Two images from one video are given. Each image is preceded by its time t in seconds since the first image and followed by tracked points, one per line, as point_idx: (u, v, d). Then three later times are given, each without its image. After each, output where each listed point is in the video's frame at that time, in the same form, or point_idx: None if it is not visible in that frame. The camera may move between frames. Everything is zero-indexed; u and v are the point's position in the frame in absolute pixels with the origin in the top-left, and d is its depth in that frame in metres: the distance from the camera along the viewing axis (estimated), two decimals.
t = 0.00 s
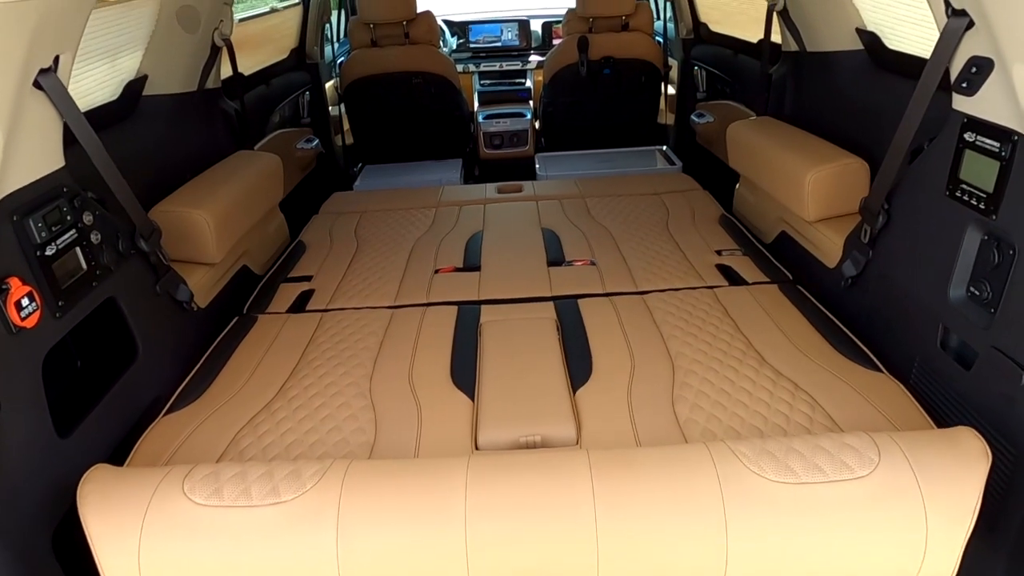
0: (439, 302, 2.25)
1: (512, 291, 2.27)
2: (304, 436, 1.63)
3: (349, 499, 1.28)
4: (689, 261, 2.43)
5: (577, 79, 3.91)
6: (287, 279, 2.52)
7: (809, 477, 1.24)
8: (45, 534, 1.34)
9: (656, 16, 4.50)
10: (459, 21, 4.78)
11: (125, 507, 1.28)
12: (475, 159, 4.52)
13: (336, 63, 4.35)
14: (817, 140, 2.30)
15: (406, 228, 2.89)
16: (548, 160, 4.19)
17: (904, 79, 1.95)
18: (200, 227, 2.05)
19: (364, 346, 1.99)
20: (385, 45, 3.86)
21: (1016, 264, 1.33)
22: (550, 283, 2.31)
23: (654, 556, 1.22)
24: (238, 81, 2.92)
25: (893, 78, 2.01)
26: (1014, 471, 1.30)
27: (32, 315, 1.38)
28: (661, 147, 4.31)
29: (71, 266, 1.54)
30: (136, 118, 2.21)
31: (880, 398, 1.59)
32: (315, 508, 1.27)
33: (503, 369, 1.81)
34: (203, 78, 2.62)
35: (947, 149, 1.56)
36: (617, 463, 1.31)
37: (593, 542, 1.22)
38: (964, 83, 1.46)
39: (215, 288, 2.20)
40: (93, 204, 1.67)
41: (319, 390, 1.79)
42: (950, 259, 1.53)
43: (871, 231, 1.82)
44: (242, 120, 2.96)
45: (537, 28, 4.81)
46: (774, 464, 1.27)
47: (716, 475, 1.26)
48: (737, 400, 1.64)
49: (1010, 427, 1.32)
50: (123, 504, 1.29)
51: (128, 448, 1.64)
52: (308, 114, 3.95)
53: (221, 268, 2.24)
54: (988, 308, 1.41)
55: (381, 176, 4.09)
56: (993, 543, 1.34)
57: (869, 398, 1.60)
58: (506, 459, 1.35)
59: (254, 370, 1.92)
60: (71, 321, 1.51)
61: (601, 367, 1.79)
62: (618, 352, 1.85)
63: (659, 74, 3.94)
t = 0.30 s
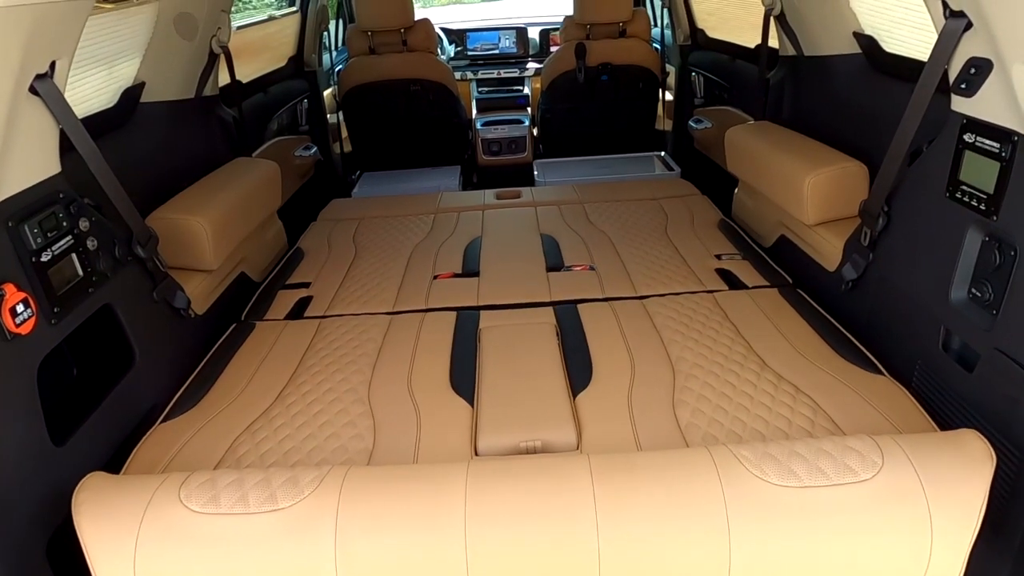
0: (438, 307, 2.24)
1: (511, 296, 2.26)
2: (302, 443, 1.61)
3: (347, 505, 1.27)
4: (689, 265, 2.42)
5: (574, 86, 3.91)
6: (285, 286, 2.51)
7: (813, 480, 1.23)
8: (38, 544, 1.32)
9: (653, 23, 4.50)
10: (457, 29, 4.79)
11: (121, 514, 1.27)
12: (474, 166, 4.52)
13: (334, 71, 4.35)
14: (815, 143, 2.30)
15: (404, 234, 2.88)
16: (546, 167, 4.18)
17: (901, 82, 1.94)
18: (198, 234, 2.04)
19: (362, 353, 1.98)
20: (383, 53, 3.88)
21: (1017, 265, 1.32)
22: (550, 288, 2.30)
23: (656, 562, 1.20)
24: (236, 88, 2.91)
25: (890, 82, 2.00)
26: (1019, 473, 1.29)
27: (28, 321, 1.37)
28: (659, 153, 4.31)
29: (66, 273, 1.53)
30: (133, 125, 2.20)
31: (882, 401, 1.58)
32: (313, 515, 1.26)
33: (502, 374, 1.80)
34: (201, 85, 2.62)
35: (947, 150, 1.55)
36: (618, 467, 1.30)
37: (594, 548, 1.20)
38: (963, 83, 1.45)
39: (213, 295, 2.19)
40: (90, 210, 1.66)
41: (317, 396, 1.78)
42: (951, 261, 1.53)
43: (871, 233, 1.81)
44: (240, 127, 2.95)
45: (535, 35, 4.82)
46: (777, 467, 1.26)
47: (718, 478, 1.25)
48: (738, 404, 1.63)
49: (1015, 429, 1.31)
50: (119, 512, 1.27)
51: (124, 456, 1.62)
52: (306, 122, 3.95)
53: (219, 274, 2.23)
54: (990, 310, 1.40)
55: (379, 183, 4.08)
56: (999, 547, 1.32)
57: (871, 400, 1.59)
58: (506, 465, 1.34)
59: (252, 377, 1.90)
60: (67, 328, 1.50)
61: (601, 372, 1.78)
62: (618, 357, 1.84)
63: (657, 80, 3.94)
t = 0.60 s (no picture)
0: (436, 306, 2.23)
1: (510, 295, 2.24)
2: (298, 442, 1.59)
3: (345, 504, 1.25)
4: (688, 264, 2.41)
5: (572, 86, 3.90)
6: (281, 286, 2.50)
7: (815, 478, 1.22)
8: (30, 544, 1.30)
9: (650, 24, 4.50)
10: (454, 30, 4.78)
11: (114, 514, 1.25)
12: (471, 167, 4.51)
13: (330, 71, 4.34)
14: (813, 141, 2.29)
15: (402, 234, 2.87)
16: (544, 167, 4.17)
17: (901, 79, 1.94)
18: (193, 232, 2.03)
19: (359, 352, 1.96)
20: (380, 53, 3.87)
21: (1020, 261, 1.31)
22: (548, 287, 2.29)
23: (658, 561, 1.18)
24: (232, 87, 2.90)
25: (888, 79, 1.99)
26: None
27: (19, 318, 1.35)
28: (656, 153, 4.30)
29: (60, 270, 1.51)
30: (128, 122, 2.18)
31: (883, 399, 1.57)
32: (311, 514, 1.24)
33: (500, 373, 1.78)
34: (197, 83, 2.60)
35: (948, 146, 1.55)
36: (619, 465, 1.29)
37: (595, 547, 1.19)
38: (964, 79, 1.44)
39: (209, 294, 2.17)
40: (83, 207, 1.64)
41: (314, 396, 1.76)
42: (952, 257, 1.52)
43: (871, 231, 1.80)
44: (236, 126, 2.94)
45: (532, 36, 4.81)
46: (780, 465, 1.25)
47: (720, 476, 1.24)
48: (739, 402, 1.62)
49: (1018, 426, 1.30)
50: (113, 511, 1.26)
51: (118, 456, 1.60)
52: (303, 122, 3.93)
53: (215, 273, 2.22)
54: (992, 306, 1.39)
55: (376, 184, 4.07)
56: (1003, 545, 1.31)
57: (872, 398, 1.57)
58: (505, 463, 1.32)
59: (248, 377, 1.89)
60: (60, 326, 1.48)
61: (601, 370, 1.77)
62: (617, 355, 1.83)
63: (654, 80, 3.94)
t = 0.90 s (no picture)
0: (438, 303, 2.20)
1: (513, 292, 2.22)
2: (298, 440, 1.56)
3: (346, 502, 1.22)
4: (693, 261, 2.38)
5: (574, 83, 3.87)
6: (281, 282, 2.47)
7: (830, 476, 1.19)
8: (23, 544, 1.27)
9: (652, 21, 4.47)
10: (455, 27, 4.76)
11: (110, 513, 1.22)
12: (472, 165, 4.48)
13: (331, 68, 4.31)
14: (820, 137, 2.26)
15: (403, 230, 2.84)
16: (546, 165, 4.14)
17: (910, 72, 1.90)
18: (192, 227, 2.00)
19: (360, 349, 1.93)
20: (380, 49, 3.83)
21: None
22: (552, 284, 2.26)
23: (668, 561, 1.15)
24: (232, 82, 2.86)
25: (897, 72, 1.96)
26: None
27: (12, 312, 1.32)
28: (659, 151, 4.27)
29: (56, 263, 1.48)
30: (125, 116, 2.15)
31: (896, 396, 1.53)
32: (312, 513, 1.21)
33: (504, 370, 1.75)
34: (196, 78, 2.57)
35: (962, 138, 1.52)
36: (628, 463, 1.26)
37: (603, 547, 1.15)
38: (978, 69, 1.42)
39: (208, 290, 2.14)
40: (80, 199, 1.61)
41: (314, 393, 1.73)
42: (966, 251, 1.49)
43: (881, 226, 1.77)
44: (235, 122, 2.91)
45: (533, 34, 4.79)
46: (792, 463, 1.22)
47: (731, 474, 1.21)
48: (748, 399, 1.59)
49: None
50: (109, 510, 1.22)
51: (115, 454, 1.57)
52: (303, 119, 3.90)
53: (214, 269, 2.19)
54: (1008, 301, 1.36)
55: (376, 181, 4.04)
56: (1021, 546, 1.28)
57: (884, 395, 1.54)
58: (510, 461, 1.29)
59: (247, 374, 1.85)
60: (55, 322, 1.45)
61: (606, 367, 1.74)
62: (623, 352, 1.80)
63: (656, 77, 3.90)
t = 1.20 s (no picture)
0: (439, 299, 2.17)
1: (515, 288, 2.18)
2: (296, 436, 1.53)
3: (345, 500, 1.19)
4: (698, 257, 2.35)
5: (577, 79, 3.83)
6: (281, 278, 2.44)
7: (841, 475, 1.16)
8: (13, 542, 1.24)
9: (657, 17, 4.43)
10: (458, 23, 4.72)
11: (102, 510, 1.19)
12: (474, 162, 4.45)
13: (332, 64, 4.28)
14: (828, 131, 2.23)
15: (405, 226, 2.81)
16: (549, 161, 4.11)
17: (921, 64, 1.87)
18: (191, 221, 1.97)
19: (361, 344, 1.90)
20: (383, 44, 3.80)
21: None
22: (555, 280, 2.23)
23: (675, 562, 1.12)
24: (232, 76, 2.83)
25: (907, 64, 1.93)
26: None
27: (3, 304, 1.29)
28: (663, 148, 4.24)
29: (49, 255, 1.45)
30: (123, 108, 2.12)
31: (907, 394, 1.50)
32: (309, 511, 1.18)
33: (507, 366, 1.72)
34: (195, 71, 2.54)
35: (976, 130, 1.48)
36: (634, 461, 1.22)
37: (608, 547, 1.12)
38: (994, 59, 1.39)
39: (206, 284, 2.11)
40: (75, 190, 1.58)
41: (313, 389, 1.70)
42: (980, 246, 1.45)
43: (891, 221, 1.74)
44: (236, 116, 2.88)
45: (537, 30, 4.75)
46: (803, 461, 1.19)
47: (739, 473, 1.18)
48: (755, 397, 1.55)
49: None
50: (102, 507, 1.20)
51: (110, 451, 1.54)
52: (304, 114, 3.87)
53: (213, 263, 2.16)
54: (1023, 296, 1.33)
55: (378, 177, 4.01)
56: None
57: (895, 393, 1.51)
58: (514, 458, 1.26)
59: (244, 370, 1.82)
60: (48, 315, 1.43)
61: (611, 364, 1.71)
62: (628, 348, 1.77)
63: (661, 73, 3.87)
